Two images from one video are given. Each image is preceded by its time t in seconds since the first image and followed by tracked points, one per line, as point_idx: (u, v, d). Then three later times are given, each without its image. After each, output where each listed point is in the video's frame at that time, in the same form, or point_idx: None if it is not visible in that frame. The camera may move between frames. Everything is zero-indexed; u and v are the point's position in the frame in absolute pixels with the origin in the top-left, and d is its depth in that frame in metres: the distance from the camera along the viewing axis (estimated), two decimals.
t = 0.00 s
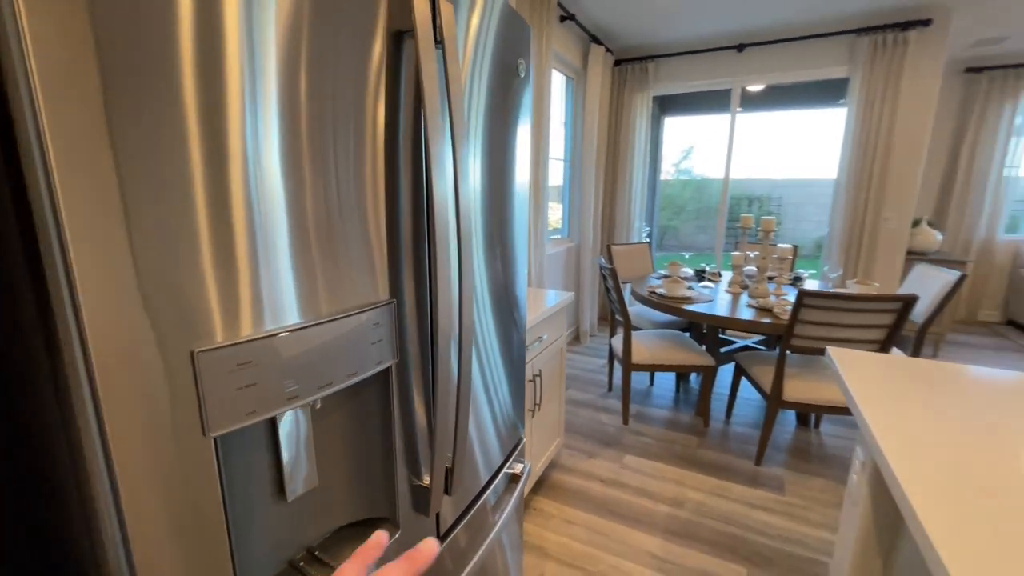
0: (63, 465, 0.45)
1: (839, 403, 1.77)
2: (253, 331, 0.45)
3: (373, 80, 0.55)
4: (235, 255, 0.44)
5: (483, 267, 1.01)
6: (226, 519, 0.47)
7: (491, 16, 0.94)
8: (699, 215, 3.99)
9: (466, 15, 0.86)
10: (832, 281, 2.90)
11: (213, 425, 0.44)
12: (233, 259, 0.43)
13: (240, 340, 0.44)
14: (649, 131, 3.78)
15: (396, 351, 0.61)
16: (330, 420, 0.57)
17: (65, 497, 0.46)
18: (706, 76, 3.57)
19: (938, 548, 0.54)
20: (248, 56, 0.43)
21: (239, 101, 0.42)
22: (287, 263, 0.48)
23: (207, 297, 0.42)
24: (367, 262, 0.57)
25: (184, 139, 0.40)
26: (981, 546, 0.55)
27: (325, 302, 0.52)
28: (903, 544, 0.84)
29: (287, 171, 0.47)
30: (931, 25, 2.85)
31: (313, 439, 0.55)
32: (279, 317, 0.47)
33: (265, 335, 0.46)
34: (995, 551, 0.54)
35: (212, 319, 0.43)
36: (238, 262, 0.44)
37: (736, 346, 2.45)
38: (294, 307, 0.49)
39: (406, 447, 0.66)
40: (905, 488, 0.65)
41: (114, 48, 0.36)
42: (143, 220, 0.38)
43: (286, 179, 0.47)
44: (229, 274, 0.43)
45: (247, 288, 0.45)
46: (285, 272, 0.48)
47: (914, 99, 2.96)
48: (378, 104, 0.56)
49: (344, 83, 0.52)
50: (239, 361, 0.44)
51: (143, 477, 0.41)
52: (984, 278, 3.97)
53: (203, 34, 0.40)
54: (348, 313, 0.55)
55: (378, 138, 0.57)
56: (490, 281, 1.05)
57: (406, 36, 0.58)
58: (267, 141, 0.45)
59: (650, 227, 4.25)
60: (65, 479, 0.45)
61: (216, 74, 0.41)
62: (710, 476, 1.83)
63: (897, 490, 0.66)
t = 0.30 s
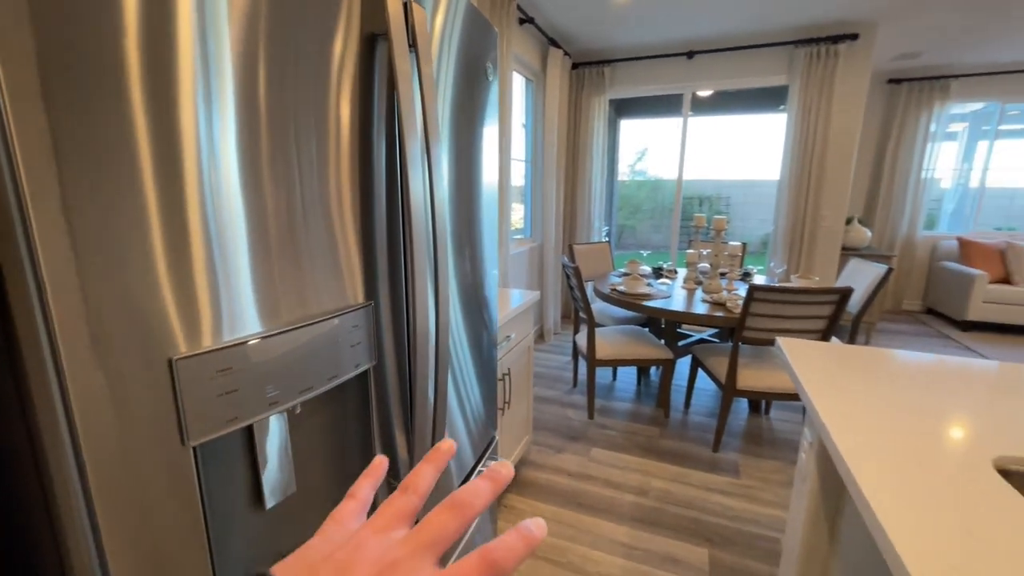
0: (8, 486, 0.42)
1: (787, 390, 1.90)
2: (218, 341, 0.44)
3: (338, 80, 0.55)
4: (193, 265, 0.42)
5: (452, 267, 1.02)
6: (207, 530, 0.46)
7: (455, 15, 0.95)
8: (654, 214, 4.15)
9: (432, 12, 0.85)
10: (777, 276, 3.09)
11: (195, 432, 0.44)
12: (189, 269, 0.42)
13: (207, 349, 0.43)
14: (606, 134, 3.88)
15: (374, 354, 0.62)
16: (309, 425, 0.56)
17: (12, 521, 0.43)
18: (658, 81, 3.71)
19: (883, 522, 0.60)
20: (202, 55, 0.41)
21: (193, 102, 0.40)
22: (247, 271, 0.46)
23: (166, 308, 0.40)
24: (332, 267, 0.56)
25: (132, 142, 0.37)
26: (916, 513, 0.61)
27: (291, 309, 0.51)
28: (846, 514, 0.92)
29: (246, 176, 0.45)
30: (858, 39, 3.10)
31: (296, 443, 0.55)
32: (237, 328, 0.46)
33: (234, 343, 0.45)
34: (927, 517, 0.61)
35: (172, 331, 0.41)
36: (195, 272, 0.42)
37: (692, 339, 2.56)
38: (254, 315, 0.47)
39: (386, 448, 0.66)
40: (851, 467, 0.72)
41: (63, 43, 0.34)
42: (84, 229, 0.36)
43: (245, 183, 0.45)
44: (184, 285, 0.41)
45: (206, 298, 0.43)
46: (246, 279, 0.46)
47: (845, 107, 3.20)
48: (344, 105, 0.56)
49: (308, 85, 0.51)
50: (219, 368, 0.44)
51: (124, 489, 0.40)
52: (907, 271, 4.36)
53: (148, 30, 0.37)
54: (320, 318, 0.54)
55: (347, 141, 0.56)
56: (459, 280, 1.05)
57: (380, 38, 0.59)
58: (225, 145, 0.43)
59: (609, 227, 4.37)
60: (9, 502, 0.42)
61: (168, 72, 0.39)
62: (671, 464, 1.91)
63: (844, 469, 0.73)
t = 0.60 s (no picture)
0: None
1: (748, 383, 1.99)
2: (182, 354, 0.43)
3: (302, 83, 0.53)
4: (151, 277, 0.40)
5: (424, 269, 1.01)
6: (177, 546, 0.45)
7: (423, 14, 0.94)
8: (620, 214, 4.24)
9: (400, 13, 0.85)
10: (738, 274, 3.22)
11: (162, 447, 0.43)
12: (146, 282, 0.40)
13: (171, 363, 0.42)
14: (574, 136, 3.94)
15: (348, 360, 0.61)
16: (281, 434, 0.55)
17: None
18: (622, 85, 3.79)
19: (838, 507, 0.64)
20: (155, 58, 0.39)
21: (147, 107, 0.39)
22: (209, 281, 0.45)
23: (124, 323, 0.39)
24: (300, 275, 0.55)
25: (81, 150, 0.36)
26: (865, 496, 0.66)
27: (258, 319, 0.50)
28: (804, 500, 0.98)
29: (206, 183, 0.44)
30: (807, 48, 3.27)
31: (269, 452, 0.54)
32: (199, 341, 0.44)
33: (200, 355, 0.44)
34: (875, 499, 0.65)
35: (130, 346, 0.39)
36: (154, 285, 0.40)
37: (659, 336, 2.64)
38: (218, 326, 0.46)
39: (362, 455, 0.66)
40: (809, 455, 0.76)
41: None
42: (28, 240, 0.34)
43: (205, 192, 0.44)
44: (142, 298, 0.40)
45: (167, 311, 0.41)
46: (208, 291, 0.45)
47: (796, 112, 3.37)
48: (310, 110, 0.55)
49: (270, 89, 0.50)
50: (189, 380, 0.43)
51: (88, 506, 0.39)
52: (854, 267, 4.64)
53: (96, 30, 0.35)
54: (291, 327, 0.53)
55: (314, 145, 0.55)
56: (431, 282, 1.05)
57: (350, 41, 0.58)
58: (182, 151, 0.42)
59: (577, 227, 4.44)
60: None
61: (120, 75, 0.37)
62: (641, 459, 1.96)
63: (802, 457, 0.77)
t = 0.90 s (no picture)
0: None
1: (725, 379, 2.03)
2: (153, 363, 0.41)
3: (275, 84, 0.52)
4: (119, 286, 0.38)
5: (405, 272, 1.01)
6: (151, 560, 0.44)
7: (400, 13, 0.93)
8: (598, 214, 4.29)
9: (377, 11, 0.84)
10: (713, 273, 3.29)
11: (132, 454, 0.41)
12: (113, 290, 0.38)
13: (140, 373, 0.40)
14: (552, 137, 3.96)
15: (329, 366, 0.60)
16: (260, 441, 0.54)
17: None
18: (599, 87, 3.83)
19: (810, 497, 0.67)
20: (119, 59, 0.38)
21: (114, 112, 0.37)
22: (180, 288, 0.43)
23: (90, 333, 0.37)
24: (276, 280, 0.53)
25: (41, 156, 0.34)
26: (832, 485, 0.69)
27: (234, 326, 0.49)
28: (779, 492, 1.01)
29: (175, 189, 0.42)
30: (776, 53, 3.37)
31: (245, 457, 0.53)
32: (168, 351, 0.42)
33: (171, 364, 0.42)
34: (842, 489, 0.68)
35: (99, 358, 0.38)
36: (122, 295, 0.39)
37: (638, 335, 2.67)
38: (188, 335, 0.44)
39: (343, 461, 0.64)
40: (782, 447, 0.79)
41: None
42: None
43: (173, 196, 0.42)
44: (109, 306, 0.38)
45: (136, 320, 0.40)
46: (180, 298, 0.43)
47: (767, 115, 3.47)
48: (284, 110, 0.53)
49: (243, 88, 0.49)
50: (164, 389, 0.42)
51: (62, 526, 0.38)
52: (822, 265, 4.81)
53: (55, 25, 0.34)
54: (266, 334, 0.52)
55: (289, 148, 0.54)
56: (412, 285, 1.04)
57: (328, 40, 0.57)
58: (149, 154, 0.40)
59: (556, 227, 4.46)
60: None
61: (82, 77, 0.36)
62: (622, 456, 1.99)
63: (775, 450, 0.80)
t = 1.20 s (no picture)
0: None
1: (712, 375, 2.06)
2: (131, 354, 0.39)
3: (260, 67, 0.50)
4: (92, 273, 0.36)
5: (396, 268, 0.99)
6: (133, 559, 0.42)
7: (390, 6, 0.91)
8: (584, 214, 4.31)
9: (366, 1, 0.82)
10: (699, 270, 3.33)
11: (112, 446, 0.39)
12: (86, 275, 0.36)
13: (118, 364, 0.38)
14: (538, 136, 3.96)
15: (318, 359, 0.58)
16: (249, 437, 0.52)
17: None
18: (585, 86, 3.85)
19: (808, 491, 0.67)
20: (93, 31, 0.36)
21: (87, 88, 0.35)
22: (157, 275, 0.41)
23: (63, 321, 0.35)
24: (260, 270, 0.51)
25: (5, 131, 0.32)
26: (828, 479, 0.69)
27: (216, 317, 0.47)
28: (769, 483, 1.02)
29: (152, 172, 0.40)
30: (758, 54, 3.42)
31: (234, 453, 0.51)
32: (145, 341, 0.40)
33: (151, 355, 0.40)
34: (837, 482, 0.69)
35: (71, 349, 0.35)
36: (95, 282, 0.37)
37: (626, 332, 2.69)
38: (167, 325, 0.42)
39: (333, 457, 0.63)
40: (777, 442, 0.79)
41: None
42: None
43: (151, 178, 0.40)
44: (82, 293, 0.36)
45: (110, 308, 0.38)
46: (158, 287, 0.41)
47: (750, 115, 3.53)
48: (268, 94, 0.51)
49: (226, 67, 0.47)
50: (146, 380, 0.40)
51: (36, 526, 0.35)
52: (804, 263, 4.90)
53: None
54: (249, 325, 0.50)
55: (274, 134, 0.53)
56: (401, 282, 1.03)
57: (316, 24, 0.56)
58: (125, 135, 0.38)
59: (543, 227, 4.46)
60: None
61: (51, 50, 0.34)
62: (612, 453, 1.99)
63: (770, 443, 0.80)
